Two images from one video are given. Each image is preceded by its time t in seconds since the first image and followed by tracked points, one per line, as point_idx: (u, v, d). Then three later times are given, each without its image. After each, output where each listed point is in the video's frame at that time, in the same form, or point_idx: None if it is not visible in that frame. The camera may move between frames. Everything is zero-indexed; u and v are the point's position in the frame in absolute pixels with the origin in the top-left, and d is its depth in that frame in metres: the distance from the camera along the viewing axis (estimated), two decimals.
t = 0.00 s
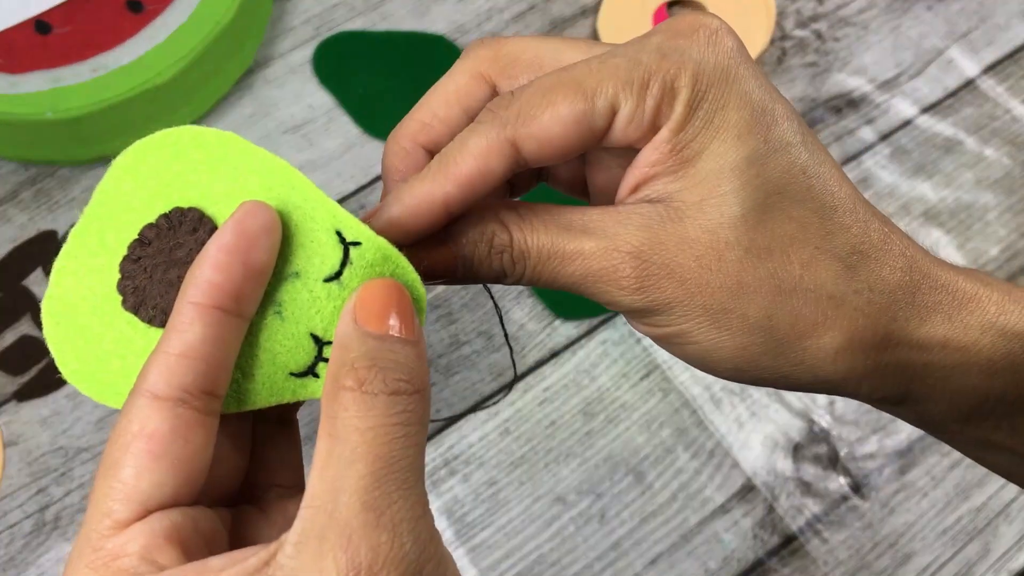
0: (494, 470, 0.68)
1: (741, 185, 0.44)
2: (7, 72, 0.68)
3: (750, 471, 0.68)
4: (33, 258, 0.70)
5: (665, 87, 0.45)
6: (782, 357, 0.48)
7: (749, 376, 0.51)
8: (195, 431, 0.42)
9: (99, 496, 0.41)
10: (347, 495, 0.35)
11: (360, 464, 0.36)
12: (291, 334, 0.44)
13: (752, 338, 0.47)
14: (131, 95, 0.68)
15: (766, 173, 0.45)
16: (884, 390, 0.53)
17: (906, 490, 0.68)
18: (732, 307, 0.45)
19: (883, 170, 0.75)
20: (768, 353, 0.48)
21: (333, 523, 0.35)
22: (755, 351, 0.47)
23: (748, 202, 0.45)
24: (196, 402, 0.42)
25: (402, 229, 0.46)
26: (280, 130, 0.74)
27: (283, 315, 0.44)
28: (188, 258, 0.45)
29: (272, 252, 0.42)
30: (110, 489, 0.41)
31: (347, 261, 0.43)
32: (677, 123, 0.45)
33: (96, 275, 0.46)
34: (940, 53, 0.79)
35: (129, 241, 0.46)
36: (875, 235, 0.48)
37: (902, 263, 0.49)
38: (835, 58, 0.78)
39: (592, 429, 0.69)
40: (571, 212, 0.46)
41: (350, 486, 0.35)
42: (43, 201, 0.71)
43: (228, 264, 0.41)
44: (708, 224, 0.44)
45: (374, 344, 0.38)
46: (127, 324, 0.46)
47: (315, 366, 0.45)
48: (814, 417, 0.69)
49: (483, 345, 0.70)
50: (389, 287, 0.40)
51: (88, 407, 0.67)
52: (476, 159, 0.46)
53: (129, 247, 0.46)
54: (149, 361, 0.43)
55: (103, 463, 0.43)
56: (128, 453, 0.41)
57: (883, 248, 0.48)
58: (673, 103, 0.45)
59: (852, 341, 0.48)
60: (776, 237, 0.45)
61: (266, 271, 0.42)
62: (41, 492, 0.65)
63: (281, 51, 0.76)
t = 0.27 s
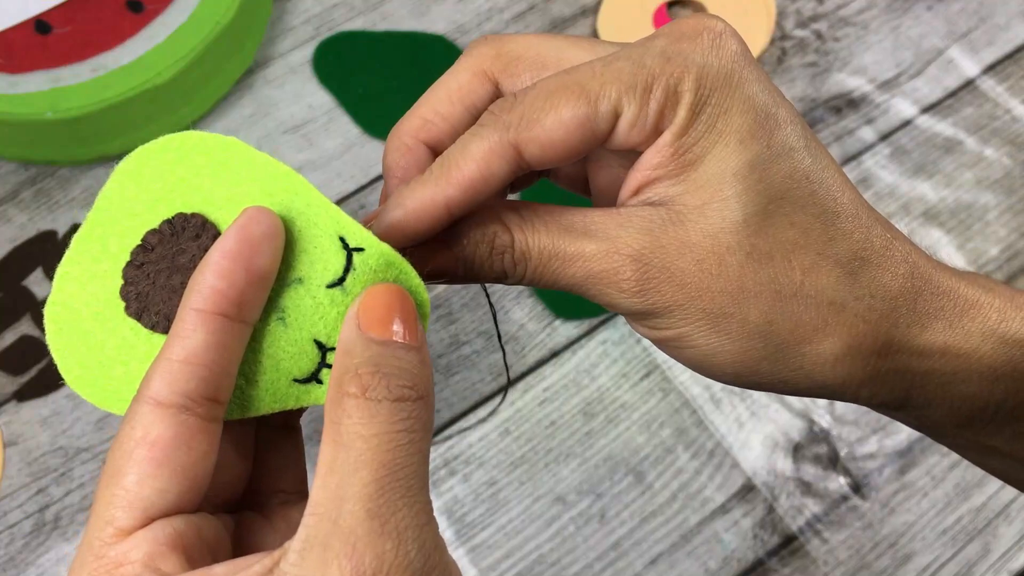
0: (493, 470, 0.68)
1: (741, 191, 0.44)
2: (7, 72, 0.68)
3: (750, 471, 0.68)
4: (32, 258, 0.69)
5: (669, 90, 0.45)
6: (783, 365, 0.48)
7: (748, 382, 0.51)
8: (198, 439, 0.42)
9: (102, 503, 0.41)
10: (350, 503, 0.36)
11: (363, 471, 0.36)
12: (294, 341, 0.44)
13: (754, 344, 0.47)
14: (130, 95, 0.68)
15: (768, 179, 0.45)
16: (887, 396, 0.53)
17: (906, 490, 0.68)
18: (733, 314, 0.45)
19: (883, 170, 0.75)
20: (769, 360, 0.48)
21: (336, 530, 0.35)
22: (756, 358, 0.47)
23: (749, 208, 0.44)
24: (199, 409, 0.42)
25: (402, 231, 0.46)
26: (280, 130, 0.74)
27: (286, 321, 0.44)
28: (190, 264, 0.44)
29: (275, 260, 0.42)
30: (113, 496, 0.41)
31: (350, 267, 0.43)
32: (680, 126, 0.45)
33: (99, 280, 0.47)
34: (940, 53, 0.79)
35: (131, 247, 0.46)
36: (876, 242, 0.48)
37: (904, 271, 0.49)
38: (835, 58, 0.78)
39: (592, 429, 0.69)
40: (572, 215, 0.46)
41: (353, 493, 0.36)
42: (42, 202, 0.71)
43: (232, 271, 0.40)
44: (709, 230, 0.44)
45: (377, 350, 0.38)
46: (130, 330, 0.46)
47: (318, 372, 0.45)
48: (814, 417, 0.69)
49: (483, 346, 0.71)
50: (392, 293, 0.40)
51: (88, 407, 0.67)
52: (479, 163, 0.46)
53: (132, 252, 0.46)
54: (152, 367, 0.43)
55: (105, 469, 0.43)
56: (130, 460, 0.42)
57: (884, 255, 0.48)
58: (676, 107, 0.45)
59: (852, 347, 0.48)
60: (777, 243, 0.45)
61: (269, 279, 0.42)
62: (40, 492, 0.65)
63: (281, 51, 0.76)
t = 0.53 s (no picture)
0: (493, 470, 0.68)
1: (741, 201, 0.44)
2: (7, 72, 0.68)
3: (750, 471, 0.68)
4: (32, 258, 0.69)
5: (670, 97, 0.44)
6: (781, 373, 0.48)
7: (746, 391, 0.51)
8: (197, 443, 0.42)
9: (101, 507, 0.41)
10: (351, 507, 0.35)
11: (363, 477, 0.36)
12: (294, 346, 0.44)
13: (752, 354, 0.47)
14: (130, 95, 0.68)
15: (768, 189, 0.44)
16: (886, 406, 0.53)
17: (906, 490, 0.68)
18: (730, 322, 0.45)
19: (883, 170, 0.75)
20: (768, 368, 0.48)
21: (336, 534, 0.35)
22: (754, 367, 0.47)
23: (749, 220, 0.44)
24: (197, 414, 0.42)
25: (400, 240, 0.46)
26: (280, 130, 0.74)
27: (285, 325, 0.44)
28: (190, 267, 0.45)
29: (274, 265, 0.42)
30: (112, 501, 0.41)
31: (350, 272, 0.44)
32: (681, 134, 0.44)
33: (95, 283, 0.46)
34: (939, 53, 0.79)
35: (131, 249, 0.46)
36: (877, 253, 0.48)
37: (906, 282, 0.49)
38: (835, 57, 0.78)
39: (592, 429, 0.69)
40: (571, 221, 0.46)
41: (353, 498, 0.35)
42: (42, 201, 0.71)
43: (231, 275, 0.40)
44: (708, 241, 0.44)
45: (377, 354, 0.38)
46: (130, 332, 0.46)
47: (318, 377, 0.45)
48: (814, 417, 0.69)
49: (483, 345, 0.70)
50: (392, 297, 0.40)
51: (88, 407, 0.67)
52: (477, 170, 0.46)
53: (132, 255, 0.46)
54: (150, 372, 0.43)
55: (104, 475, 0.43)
56: (130, 465, 0.41)
57: (884, 266, 0.48)
58: (677, 114, 0.44)
59: (852, 358, 0.48)
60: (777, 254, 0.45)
61: (268, 283, 0.42)
62: (41, 492, 0.65)
63: (281, 51, 0.76)
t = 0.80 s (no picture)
0: (493, 470, 0.68)
1: (783, 221, 0.43)
2: (8, 72, 0.68)
3: (750, 471, 0.68)
4: (31, 258, 0.69)
5: (670, 112, 0.42)
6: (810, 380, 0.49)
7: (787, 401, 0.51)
8: (215, 420, 0.50)
9: (130, 486, 0.49)
10: (361, 477, 0.42)
11: (373, 450, 0.43)
12: (298, 339, 0.53)
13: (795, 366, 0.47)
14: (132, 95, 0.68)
15: (806, 206, 0.44)
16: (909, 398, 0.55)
17: (906, 490, 0.68)
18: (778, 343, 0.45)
19: (883, 170, 0.75)
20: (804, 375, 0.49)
21: (350, 501, 0.41)
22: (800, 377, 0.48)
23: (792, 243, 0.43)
24: (213, 396, 0.50)
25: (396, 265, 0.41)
26: (280, 130, 0.74)
27: (293, 322, 0.54)
28: (202, 272, 0.56)
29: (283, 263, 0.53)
30: (140, 480, 0.48)
31: (351, 272, 0.54)
32: (697, 149, 0.42)
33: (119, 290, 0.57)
34: (939, 53, 0.79)
35: (144, 263, 0.56)
36: (906, 253, 0.48)
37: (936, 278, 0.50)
38: (835, 58, 0.78)
39: (592, 429, 0.69)
40: (601, 237, 0.42)
41: (364, 468, 0.42)
42: (43, 201, 0.71)
43: (243, 275, 0.50)
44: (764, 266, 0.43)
45: (381, 344, 0.45)
46: (142, 333, 0.56)
47: (322, 370, 0.53)
48: (814, 417, 0.69)
49: (483, 345, 0.70)
50: (389, 295, 0.47)
51: (88, 407, 0.67)
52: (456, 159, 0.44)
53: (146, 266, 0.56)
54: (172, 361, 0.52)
55: (131, 455, 0.50)
56: (155, 446, 0.49)
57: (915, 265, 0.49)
58: (686, 126, 0.42)
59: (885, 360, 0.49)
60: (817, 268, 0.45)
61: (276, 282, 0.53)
62: (40, 493, 0.65)
63: (281, 50, 0.76)
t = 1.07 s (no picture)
0: (493, 470, 0.68)
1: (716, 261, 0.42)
2: (8, 72, 0.68)
3: (750, 471, 0.68)
4: (32, 258, 0.69)
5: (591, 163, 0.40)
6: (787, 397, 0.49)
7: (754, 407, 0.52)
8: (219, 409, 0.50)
9: (132, 473, 0.47)
10: (368, 462, 0.42)
11: (379, 436, 0.43)
12: (296, 337, 0.55)
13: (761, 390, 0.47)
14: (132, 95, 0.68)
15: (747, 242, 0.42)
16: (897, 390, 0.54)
17: (906, 490, 0.68)
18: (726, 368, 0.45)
19: (883, 170, 0.75)
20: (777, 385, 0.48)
21: (359, 484, 0.42)
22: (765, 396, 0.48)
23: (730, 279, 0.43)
24: (214, 387, 0.50)
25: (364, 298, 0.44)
26: (280, 130, 0.74)
27: (289, 320, 0.55)
28: (195, 270, 0.59)
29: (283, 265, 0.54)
30: (144, 467, 0.47)
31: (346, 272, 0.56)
32: (618, 196, 0.41)
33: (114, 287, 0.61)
34: (939, 53, 0.79)
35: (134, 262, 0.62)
36: (867, 269, 0.46)
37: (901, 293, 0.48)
38: (834, 58, 0.78)
39: (592, 429, 0.69)
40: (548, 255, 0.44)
41: (370, 454, 0.42)
42: (43, 202, 0.71)
43: (246, 270, 0.52)
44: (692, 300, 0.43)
45: (381, 339, 0.46)
46: (134, 328, 0.61)
47: (316, 366, 0.55)
48: (814, 417, 0.69)
49: (483, 345, 0.70)
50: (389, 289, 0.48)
51: (87, 407, 0.67)
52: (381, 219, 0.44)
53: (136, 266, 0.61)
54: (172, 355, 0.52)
55: (133, 442, 0.49)
56: (159, 433, 0.48)
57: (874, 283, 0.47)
58: (608, 178, 0.40)
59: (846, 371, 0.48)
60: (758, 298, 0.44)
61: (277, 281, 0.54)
62: (40, 493, 0.65)
63: (281, 50, 0.76)
